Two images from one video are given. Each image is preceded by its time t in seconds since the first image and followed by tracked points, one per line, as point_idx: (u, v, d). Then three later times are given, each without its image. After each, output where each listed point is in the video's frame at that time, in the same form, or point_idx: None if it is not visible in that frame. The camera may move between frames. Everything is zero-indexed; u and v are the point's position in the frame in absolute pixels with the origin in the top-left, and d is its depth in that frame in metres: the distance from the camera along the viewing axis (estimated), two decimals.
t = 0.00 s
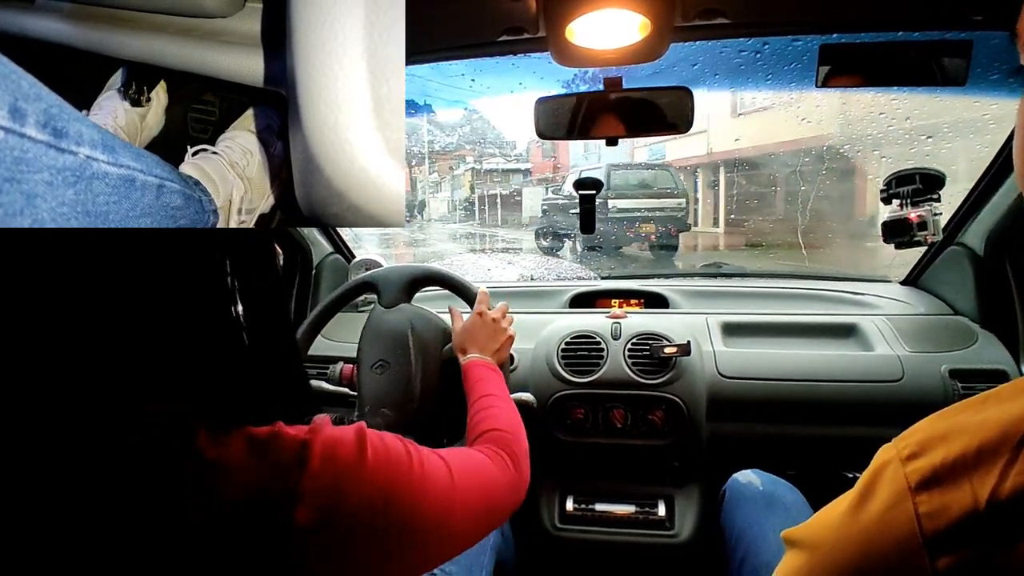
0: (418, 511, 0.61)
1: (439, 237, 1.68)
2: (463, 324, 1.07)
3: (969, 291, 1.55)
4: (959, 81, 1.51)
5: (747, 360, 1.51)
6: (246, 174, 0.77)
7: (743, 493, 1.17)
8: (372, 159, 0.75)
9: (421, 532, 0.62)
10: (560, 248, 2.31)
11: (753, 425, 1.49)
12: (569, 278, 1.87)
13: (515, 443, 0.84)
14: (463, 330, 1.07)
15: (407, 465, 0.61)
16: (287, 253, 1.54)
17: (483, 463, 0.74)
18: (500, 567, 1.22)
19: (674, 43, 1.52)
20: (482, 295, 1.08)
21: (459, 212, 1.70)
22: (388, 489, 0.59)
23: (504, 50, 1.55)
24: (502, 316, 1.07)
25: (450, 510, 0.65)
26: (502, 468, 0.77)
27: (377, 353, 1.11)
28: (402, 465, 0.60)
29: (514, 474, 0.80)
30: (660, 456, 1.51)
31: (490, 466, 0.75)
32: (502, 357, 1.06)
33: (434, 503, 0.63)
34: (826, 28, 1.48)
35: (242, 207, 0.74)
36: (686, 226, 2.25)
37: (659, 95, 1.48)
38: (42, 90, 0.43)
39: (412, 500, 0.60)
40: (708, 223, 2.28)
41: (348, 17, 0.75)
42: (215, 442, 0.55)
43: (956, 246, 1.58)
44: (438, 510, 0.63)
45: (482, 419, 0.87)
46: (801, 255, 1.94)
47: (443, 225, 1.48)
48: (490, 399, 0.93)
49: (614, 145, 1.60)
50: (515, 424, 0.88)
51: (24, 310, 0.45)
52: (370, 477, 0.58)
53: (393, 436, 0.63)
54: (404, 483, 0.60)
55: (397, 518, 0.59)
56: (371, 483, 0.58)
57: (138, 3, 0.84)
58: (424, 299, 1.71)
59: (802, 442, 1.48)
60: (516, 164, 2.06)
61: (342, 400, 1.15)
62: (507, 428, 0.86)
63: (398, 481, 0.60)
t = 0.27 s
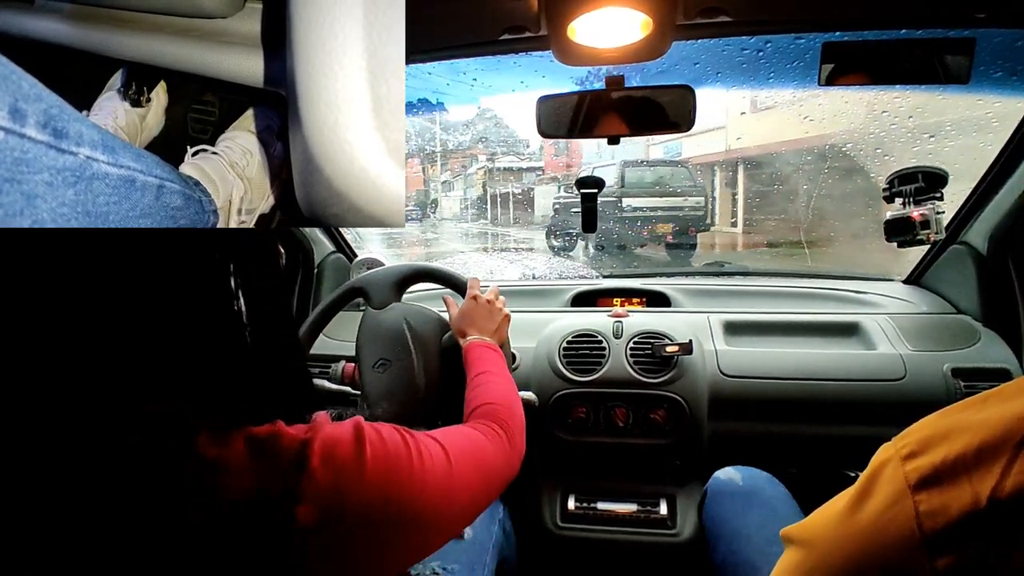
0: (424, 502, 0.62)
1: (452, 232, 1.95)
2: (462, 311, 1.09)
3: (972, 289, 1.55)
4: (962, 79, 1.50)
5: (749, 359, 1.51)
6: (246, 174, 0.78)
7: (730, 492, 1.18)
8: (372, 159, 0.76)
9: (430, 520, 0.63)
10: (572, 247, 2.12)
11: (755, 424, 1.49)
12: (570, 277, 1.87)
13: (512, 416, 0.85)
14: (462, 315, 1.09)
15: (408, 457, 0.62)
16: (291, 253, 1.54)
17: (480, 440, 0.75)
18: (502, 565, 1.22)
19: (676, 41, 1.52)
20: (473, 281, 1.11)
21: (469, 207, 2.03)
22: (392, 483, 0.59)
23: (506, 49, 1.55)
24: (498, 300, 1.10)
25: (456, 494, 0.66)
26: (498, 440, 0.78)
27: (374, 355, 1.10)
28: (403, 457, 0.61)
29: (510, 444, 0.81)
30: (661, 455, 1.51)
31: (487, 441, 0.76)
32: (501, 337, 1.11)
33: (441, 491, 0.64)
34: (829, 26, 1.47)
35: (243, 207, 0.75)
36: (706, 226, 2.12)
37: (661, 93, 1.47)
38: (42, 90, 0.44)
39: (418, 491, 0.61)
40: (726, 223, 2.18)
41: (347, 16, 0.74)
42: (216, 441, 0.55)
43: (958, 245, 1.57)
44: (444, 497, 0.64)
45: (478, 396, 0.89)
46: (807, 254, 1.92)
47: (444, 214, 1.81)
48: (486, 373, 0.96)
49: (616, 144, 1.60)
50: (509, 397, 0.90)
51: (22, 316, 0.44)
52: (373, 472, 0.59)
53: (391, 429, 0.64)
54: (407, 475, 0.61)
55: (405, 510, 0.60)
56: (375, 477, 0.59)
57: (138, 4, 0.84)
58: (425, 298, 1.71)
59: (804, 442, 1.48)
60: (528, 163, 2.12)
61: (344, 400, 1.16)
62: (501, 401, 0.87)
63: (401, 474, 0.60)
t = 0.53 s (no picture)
0: (434, 495, 0.62)
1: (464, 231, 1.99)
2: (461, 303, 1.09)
3: (973, 289, 1.55)
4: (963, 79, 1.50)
5: (750, 359, 1.51)
6: (246, 174, 0.78)
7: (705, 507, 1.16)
8: (372, 159, 0.76)
9: (441, 511, 0.63)
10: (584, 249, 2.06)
11: (756, 424, 1.49)
12: (570, 276, 1.87)
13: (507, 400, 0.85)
14: (459, 307, 1.09)
15: (414, 452, 0.62)
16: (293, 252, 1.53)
17: (477, 425, 0.75)
18: (503, 565, 1.22)
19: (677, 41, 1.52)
20: (467, 272, 1.11)
21: (481, 207, 2.05)
22: (399, 479, 0.60)
23: (506, 49, 1.55)
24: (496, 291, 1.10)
25: (463, 484, 0.67)
26: (494, 423, 0.79)
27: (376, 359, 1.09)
28: (408, 453, 0.61)
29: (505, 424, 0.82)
30: (662, 455, 1.51)
31: (484, 425, 0.76)
32: (500, 325, 1.11)
33: (450, 483, 0.64)
34: (830, 26, 1.47)
35: (243, 207, 0.75)
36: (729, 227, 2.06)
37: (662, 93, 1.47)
38: (43, 90, 0.44)
39: (427, 485, 0.62)
40: (747, 223, 2.11)
41: (347, 16, 0.75)
42: (218, 444, 0.57)
43: (959, 245, 1.57)
44: (453, 487, 0.65)
45: (474, 381, 0.89)
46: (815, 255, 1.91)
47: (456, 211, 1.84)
48: (483, 360, 0.95)
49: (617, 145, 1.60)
50: (503, 381, 0.90)
51: (27, 328, 0.47)
52: (380, 470, 0.59)
53: (392, 425, 0.63)
54: (413, 471, 0.61)
55: (416, 505, 0.61)
56: (382, 475, 0.59)
57: (139, 4, 0.84)
58: (426, 298, 1.70)
59: (805, 442, 1.48)
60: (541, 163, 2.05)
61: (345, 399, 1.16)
62: (495, 385, 0.87)
63: (409, 470, 0.60)
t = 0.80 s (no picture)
0: (439, 492, 0.63)
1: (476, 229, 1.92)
2: (458, 298, 1.09)
3: (973, 288, 1.55)
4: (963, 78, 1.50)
5: (750, 358, 1.51)
6: (246, 174, 0.78)
7: (695, 509, 1.16)
8: (371, 159, 0.77)
9: (448, 505, 0.65)
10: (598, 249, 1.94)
11: (756, 424, 1.49)
12: (569, 276, 1.87)
13: (504, 388, 0.86)
14: (457, 300, 1.09)
15: (416, 450, 0.63)
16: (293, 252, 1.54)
17: (475, 415, 0.76)
18: (504, 565, 1.22)
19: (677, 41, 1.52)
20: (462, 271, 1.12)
21: (492, 205, 1.95)
22: (405, 479, 0.61)
23: (507, 48, 1.55)
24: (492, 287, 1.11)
25: (467, 475, 0.68)
26: (492, 412, 0.80)
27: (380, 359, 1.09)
28: (411, 455, 0.62)
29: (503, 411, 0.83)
30: (662, 454, 1.51)
31: (481, 415, 0.77)
32: (496, 318, 1.11)
33: (455, 477, 0.66)
34: (831, 25, 1.47)
35: (243, 207, 0.75)
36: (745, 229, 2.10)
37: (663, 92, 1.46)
38: (43, 90, 0.44)
39: (433, 482, 0.63)
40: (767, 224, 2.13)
41: (346, 16, 0.75)
42: (222, 448, 0.60)
43: (960, 244, 1.57)
44: (457, 480, 0.66)
45: (470, 370, 0.90)
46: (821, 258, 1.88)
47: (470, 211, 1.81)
48: (479, 351, 0.96)
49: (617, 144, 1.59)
50: (498, 369, 0.91)
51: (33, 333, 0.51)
52: (384, 470, 0.60)
53: (393, 424, 0.64)
54: (416, 472, 0.62)
55: (423, 502, 0.62)
56: (387, 476, 0.60)
57: (139, 4, 0.84)
58: (426, 298, 1.70)
59: (805, 441, 1.48)
60: (552, 160, 1.98)
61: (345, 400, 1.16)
62: (491, 375, 0.88)
63: (413, 469, 0.62)
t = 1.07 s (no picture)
0: (441, 483, 0.62)
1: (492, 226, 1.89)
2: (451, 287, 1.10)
3: (978, 289, 1.54)
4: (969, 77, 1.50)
5: (753, 359, 1.50)
6: (246, 175, 0.78)
7: (699, 508, 1.16)
8: (371, 160, 0.77)
9: (451, 489, 0.64)
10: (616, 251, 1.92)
11: (759, 424, 1.48)
12: (570, 275, 1.86)
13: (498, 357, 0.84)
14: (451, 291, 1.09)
15: (419, 441, 0.61)
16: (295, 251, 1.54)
17: (468, 388, 0.74)
18: (507, 564, 1.22)
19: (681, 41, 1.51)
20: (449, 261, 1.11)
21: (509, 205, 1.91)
22: (409, 472, 0.59)
23: (510, 48, 1.55)
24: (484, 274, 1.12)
25: (468, 454, 0.67)
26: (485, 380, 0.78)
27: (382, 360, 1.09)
28: (414, 451, 0.60)
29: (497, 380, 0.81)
30: (666, 455, 1.51)
31: (475, 385, 0.75)
32: (493, 302, 1.11)
33: (457, 461, 0.65)
34: (836, 23, 1.46)
35: (242, 208, 0.75)
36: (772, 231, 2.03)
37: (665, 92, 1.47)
38: (44, 91, 0.44)
39: (437, 470, 0.62)
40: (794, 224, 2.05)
41: (346, 17, 0.75)
42: (226, 447, 0.57)
43: (965, 245, 1.56)
44: (459, 468, 0.65)
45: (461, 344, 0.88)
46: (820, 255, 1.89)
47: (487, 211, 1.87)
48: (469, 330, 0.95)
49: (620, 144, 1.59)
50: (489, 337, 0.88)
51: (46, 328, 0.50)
52: (387, 467, 0.58)
53: (391, 412, 0.62)
54: (420, 469, 0.60)
55: (429, 489, 0.61)
56: (389, 470, 0.58)
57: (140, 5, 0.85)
58: (429, 297, 1.70)
59: (809, 442, 1.47)
60: (572, 161, 1.96)
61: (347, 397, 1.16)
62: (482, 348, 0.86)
63: (417, 461, 0.60)
